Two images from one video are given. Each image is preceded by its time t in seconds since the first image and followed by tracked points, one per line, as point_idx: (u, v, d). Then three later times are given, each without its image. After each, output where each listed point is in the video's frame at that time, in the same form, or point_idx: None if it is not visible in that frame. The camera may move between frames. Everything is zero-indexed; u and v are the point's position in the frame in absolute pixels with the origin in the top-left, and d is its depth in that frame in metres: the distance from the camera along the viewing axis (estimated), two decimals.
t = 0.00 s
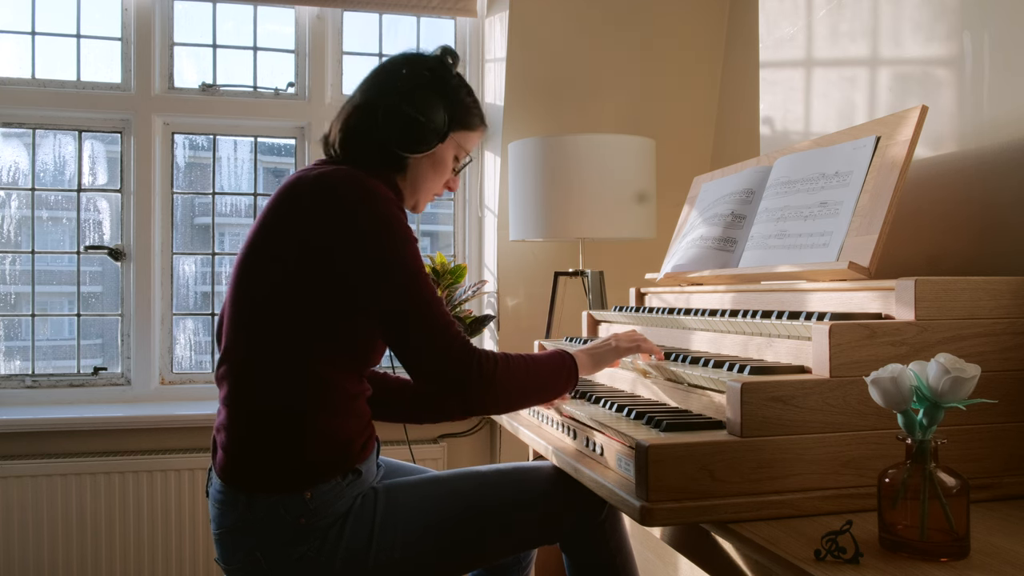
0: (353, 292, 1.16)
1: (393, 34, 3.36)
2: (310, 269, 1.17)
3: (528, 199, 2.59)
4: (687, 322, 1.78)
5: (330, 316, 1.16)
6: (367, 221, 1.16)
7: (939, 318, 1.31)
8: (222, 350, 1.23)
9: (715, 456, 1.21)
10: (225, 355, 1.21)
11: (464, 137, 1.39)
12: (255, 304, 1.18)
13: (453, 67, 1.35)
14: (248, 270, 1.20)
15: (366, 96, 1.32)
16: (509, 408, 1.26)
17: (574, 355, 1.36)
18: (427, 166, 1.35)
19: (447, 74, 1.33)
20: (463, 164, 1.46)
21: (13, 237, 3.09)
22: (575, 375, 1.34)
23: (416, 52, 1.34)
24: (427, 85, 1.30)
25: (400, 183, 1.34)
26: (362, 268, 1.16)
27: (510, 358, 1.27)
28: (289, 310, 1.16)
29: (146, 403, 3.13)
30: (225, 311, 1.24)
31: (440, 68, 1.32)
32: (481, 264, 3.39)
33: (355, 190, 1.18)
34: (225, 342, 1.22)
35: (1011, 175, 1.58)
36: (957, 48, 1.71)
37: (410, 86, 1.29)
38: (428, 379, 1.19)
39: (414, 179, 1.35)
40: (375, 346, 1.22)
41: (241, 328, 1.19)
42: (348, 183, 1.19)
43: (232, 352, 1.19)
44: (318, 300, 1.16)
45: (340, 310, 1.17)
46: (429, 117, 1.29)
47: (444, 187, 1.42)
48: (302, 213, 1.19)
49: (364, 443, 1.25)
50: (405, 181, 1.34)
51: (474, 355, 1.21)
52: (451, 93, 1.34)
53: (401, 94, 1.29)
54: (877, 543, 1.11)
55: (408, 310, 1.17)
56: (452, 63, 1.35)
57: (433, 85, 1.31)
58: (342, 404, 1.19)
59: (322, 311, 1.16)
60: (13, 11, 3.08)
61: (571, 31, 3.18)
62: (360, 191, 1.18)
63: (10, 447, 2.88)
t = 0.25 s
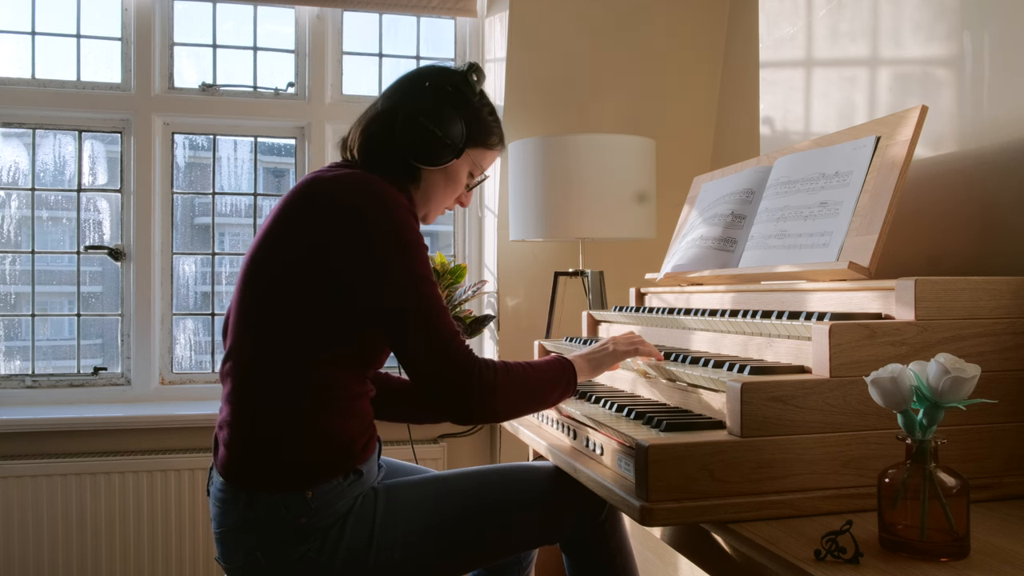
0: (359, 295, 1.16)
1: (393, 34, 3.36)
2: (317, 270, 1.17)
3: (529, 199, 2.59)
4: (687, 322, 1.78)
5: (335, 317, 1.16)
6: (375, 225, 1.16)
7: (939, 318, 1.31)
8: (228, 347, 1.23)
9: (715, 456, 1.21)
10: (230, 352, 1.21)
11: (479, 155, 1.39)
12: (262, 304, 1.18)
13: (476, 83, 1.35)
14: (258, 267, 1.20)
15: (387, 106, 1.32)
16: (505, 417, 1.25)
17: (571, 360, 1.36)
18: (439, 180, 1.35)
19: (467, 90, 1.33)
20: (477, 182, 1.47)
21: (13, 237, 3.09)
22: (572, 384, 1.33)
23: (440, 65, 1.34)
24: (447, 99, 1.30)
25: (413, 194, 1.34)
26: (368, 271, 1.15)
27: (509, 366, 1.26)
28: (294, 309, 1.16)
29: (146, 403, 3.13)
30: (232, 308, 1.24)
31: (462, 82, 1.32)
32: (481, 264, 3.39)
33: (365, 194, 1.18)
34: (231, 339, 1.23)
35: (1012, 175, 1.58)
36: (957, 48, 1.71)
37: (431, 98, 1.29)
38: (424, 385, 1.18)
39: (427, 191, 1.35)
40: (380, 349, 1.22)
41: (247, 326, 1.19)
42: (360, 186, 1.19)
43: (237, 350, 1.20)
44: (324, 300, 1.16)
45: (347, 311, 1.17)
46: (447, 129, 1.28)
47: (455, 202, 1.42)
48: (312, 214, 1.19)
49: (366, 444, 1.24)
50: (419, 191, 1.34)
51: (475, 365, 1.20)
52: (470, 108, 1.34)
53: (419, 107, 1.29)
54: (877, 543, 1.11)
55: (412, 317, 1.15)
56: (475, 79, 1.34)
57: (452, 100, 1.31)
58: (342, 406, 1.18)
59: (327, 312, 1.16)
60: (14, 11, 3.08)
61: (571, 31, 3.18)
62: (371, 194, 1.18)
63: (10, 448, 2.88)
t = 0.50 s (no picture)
0: (372, 296, 1.16)
1: (393, 34, 3.36)
2: (331, 270, 1.17)
3: (529, 199, 2.59)
4: (687, 322, 1.78)
5: (347, 317, 1.16)
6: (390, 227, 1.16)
7: (939, 318, 1.31)
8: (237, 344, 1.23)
9: (715, 456, 1.21)
10: (240, 348, 1.21)
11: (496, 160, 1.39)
12: (274, 302, 1.18)
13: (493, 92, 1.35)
14: (272, 265, 1.20)
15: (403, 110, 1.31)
16: (515, 415, 1.24)
17: (580, 356, 1.36)
18: (454, 187, 1.35)
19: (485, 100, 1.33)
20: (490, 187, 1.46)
21: (13, 237, 3.09)
22: (580, 383, 1.33)
23: (457, 72, 1.34)
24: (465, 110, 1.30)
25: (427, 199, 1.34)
26: (382, 272, 1.16)
27: (522, 363, 1.26)
28: (305, 308, 1.16)
29: (145, 403, 3.13)
30: (242, 305, 1.24)
31: (479, 91, 1.33)
32: (481, 264, 3.39)
33: (380, 196, 1.18)
34: (240, 336, 1.22)
35: (1012, 175, 1.58)
36: (957, 48, 1.71)
37: (449, 107, 1.30)
38: (438, 384, 1.19)
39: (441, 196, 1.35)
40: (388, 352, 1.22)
41: (257, 324, 1.19)
42: (378, 188, 1.19)
43: (246, 347, 1.20)
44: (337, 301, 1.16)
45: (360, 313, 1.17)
46: (463, 139, 1.29)
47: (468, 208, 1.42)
48: (327, 214, 1.19)
49: (370, 445, 1.24)
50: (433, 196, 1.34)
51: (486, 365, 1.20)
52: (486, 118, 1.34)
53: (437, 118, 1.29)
54: (877, 543, 1.11)
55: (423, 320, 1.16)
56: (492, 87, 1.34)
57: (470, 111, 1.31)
58: (348, 406, 1.18)
59: (338, 312, 1.16)
60: (13, 11, 3.08)
61: (571, 31, 3.18)
62: (387, 197, 1.18)
63: (10, 448, 2.88)
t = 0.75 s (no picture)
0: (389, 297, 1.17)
1: (393, 34, 3.36)
2: (346, 270, 1.17)
3: (529, 199, 2.59)
4: (687, 322, 1.78)
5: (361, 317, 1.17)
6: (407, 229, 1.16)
7: (939, 318, 1.31)
8: (248, 342, 1.23)
9: (715, 456, 1.21)
10: (251, 346, 1.21)
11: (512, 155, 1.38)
12: (288, 300, 1.18)
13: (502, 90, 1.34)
14: (287, 264, 1.20)
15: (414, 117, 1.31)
16: (534, 400, 1.24)
17: (594, 352, 1.36)
18: (471, 187, 1.36)
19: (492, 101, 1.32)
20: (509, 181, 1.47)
21: (13, 237, 3.09)
22: (593, 377, 1.33)
23: (464, 73, 1.33)
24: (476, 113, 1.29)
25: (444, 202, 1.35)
26: (399, 274, 1.16)
27: (547, 351, 1.26)
28: (319, 307, 1.16)
29: (145, 403, 3.13)
30: (254, 303, 1.24)
31: (487, 91, 1.31)
32: (481, 264, 3.39)
33: (398, 197, 1.19)
34: (252, 334, 1.22)
35: (1012, 175, 1.58)
36: (957, 48, 1.71)
37: (459, 110, 1.29)
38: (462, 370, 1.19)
39: (460, 196, 1.36)
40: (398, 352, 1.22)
41: (270, 322, 1.19)
42: (395, 189, 1.19)
43: (257, 345, 1.19)
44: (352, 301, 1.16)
45: (376, 314, 1.17)
46: (477, 142, 1.28)
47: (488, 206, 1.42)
48: (344, 214, 1.19)
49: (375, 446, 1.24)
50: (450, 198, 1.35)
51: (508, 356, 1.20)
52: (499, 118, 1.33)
53: (448, 121, 1.28)
54: (877, 543, 1.11)
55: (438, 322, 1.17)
56: (500, 86, 1.33)
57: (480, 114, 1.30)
58: (358, 406, 1.18)
59: (353, 312, 1.17)
60: (14, 11, 3.08)
61: (572, 31, 3.18)
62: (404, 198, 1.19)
63: (9, 448, 2.88)
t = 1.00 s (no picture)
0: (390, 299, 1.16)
1: (393, 34, 3.36)
2: (349, 272, 1.17)
3: (529, 199, 2.59)
4: (687, 322, 1.78)
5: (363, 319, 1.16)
6: (410, 232, 1.16)
7: (939, 318, 1.31)
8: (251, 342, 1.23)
9: (715, 456, 1.21)
10: (254, 345, 1.21)
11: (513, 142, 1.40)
12: (291, 301, 1.18)
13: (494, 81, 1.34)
14: (292, 264, 1.20)
15: (413, 117, 1.31)
16: (530, 411, 1.23)
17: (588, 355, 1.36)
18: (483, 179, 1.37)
19: (490, 95, 1.33)
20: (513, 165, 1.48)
21: (13, 237, 3.09)
22: (591, 380, 1.33)
23: (455, 69, 1.33)
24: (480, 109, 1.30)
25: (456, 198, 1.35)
26: (401, 276, 1.16)
27: (541, 362, 1.26)
28: (321, 308, 1.17)
29: (145, 403, 3.13)
30: (258, 304, 1.24)
31: (481, 86, 1.32)
32: (481, 264, 3.39)
33: (400, 199, 1.19)
34: (255, 334, 1.22)
35: (1012, 175, 1.58)
36: (957, 48, 1.71)
37: (459, 107, 1.29)
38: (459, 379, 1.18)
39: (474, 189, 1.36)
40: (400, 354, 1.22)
41: (272, 322, 1.19)
42: (399, 191, 1.19)
43: (260, 345, 1.19)
44: (355, 302, 1.16)
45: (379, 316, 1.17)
46: (482, 138, 1.29)
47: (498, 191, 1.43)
48: (347, 216, 1.19)
49: (376, 447, 1.24)
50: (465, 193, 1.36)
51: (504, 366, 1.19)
52: (498, 112, 1.34)
53: (455, 121, 1.28)
54: (877, 543, 1.11)
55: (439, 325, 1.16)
56: (492, 77, 1.34)
57: (484, 109, 1.31)
58: (360, 407, 1.18)
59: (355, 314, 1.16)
60: (14, 11, 3.08)
61: (572, 31, 3.18)
62: (407, 201, 1.19)
63: (9, 448, 2.88)
